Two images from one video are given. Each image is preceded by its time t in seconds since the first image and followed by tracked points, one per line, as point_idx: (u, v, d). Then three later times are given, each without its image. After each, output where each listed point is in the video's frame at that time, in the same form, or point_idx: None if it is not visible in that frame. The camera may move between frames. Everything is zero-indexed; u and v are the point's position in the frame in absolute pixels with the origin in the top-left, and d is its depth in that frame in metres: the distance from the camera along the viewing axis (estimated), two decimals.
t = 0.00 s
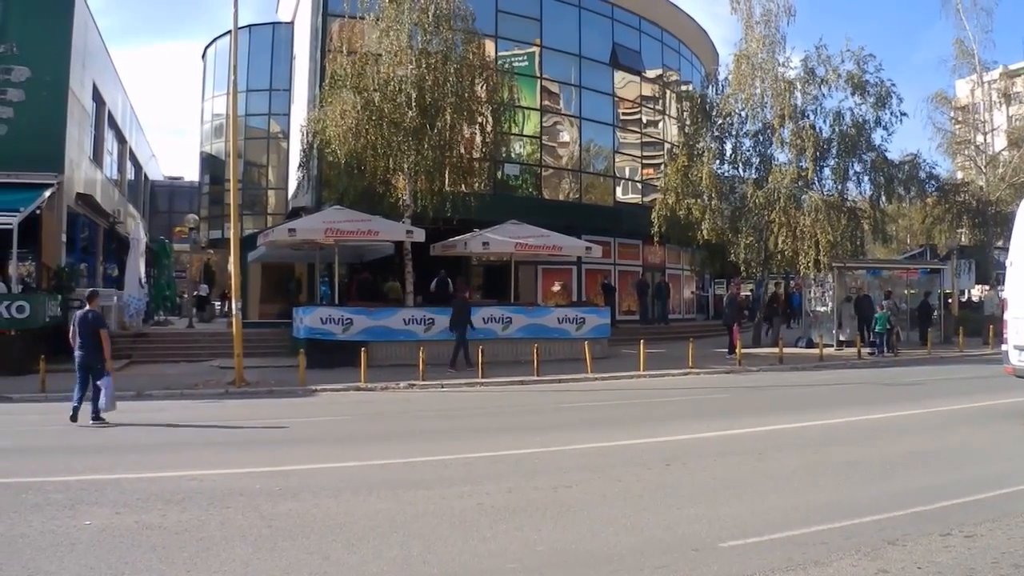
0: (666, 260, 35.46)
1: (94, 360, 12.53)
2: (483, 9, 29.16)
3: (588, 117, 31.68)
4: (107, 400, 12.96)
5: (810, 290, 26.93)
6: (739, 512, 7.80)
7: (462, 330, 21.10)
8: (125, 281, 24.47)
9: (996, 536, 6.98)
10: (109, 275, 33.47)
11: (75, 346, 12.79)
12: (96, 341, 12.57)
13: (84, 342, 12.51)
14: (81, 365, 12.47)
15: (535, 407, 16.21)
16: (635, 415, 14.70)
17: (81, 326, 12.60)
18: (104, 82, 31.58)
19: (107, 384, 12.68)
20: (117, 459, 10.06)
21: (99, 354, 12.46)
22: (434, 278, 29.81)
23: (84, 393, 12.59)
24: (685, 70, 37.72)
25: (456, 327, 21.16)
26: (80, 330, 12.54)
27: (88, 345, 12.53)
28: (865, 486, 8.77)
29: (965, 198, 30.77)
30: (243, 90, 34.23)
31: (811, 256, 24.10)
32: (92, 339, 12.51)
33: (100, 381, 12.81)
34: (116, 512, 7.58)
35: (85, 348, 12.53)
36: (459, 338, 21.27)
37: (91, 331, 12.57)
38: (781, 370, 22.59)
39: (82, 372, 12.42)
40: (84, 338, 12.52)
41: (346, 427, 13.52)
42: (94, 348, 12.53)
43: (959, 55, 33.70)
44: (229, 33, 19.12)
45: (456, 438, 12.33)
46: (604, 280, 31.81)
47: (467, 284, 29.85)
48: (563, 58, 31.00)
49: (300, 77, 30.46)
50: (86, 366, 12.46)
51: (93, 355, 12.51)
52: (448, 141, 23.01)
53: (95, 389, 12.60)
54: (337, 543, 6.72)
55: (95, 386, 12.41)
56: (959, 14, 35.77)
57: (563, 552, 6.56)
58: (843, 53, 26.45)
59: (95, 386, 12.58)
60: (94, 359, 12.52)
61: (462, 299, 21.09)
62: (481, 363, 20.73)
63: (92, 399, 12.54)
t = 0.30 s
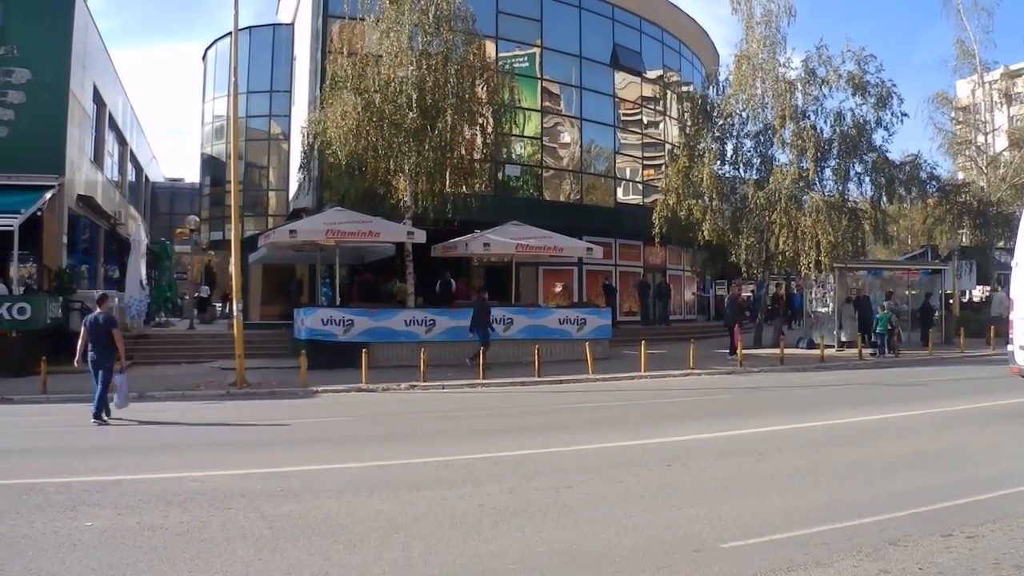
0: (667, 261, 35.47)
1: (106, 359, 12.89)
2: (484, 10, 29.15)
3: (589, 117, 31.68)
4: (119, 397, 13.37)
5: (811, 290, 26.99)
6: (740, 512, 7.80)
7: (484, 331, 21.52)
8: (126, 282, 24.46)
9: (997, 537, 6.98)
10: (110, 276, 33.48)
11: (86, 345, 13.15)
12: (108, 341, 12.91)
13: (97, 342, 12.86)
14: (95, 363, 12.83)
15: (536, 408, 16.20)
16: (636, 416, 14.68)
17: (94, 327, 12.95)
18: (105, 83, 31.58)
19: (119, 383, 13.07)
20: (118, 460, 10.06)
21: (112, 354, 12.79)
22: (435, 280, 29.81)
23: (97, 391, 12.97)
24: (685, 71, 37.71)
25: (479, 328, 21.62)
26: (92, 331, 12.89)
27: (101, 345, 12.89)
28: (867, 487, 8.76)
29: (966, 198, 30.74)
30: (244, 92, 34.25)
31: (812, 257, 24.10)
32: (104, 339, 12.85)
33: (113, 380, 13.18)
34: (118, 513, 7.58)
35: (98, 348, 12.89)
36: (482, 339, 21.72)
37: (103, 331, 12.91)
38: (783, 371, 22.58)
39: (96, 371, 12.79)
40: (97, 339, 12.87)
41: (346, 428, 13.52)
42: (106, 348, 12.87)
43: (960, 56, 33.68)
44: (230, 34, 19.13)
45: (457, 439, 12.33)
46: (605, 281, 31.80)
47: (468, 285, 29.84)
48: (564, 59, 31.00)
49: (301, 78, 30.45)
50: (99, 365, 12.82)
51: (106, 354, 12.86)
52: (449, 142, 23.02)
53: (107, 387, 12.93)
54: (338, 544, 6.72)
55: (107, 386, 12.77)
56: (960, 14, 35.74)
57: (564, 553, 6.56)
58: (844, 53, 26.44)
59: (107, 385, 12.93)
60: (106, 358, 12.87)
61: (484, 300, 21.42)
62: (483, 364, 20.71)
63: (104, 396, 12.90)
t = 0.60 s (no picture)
0: (669, 261, 35.46)
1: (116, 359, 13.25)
2: (485, 10, 29.15)
3: (590, 117, 31.68)
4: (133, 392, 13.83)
5: (813, 291, 27.04)
6: (742, 512, 7.80)
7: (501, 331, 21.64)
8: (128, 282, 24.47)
9: (1000, 537, 6.97)
10: (111, 276, 33.51)
11: (99, 341, 13.58)
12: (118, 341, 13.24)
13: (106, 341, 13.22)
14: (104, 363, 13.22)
15: (537, 408, 16.20)
16: (638, 416, 14.68)
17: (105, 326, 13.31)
18: (106, 83, 31.61)
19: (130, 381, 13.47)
20: (120, 460, 10.07)
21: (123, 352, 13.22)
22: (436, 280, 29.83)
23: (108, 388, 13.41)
24: (687, 71, 37.69)
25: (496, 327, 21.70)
26: (103, 330, 13.29)
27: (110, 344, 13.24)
28: (869, 487, 8.76)
29: (968, 198, 30.75)
30: (246, 92, 34.27)
31: (814, 257, 24.09)
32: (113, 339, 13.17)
33: (124, 376, 13.60)
34: (120, 513, 7.59)
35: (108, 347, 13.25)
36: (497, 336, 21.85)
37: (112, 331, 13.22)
38: (784, 371, 22.58)
39: (104, 371, 13.18)
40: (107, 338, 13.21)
41: (348, 429, 13.52)
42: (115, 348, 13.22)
43: (962, 55, 33.62)
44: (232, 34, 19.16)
45: (459, 439, 12.33)
46: (606, 281, 31.79)
47: (469, 285, 29.85)
48: (565, 60, 30.99)
49: (303, 78, 30.46)
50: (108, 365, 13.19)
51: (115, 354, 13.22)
52: (451, 142, 23.02)
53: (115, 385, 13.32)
54: (342, 544, 6.72)
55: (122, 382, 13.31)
56: (962, 14, 35.67)
57: (567, 553, 6.56)
58: (846, 53, 26.41)
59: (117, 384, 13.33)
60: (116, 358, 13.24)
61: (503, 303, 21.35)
62: (484, 364, 20.72)
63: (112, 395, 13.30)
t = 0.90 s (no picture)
0: (670, 262, 35.46)
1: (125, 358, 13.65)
2: (488, 10, 29.17)
3: (592, 118, 31.69)
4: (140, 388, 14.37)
5: (813, 291, 26.77)
6: (743, 513, 7.81)
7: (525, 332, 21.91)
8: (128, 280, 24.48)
9: (999, 539, 6.97)
10: (112, 275, 33.49)
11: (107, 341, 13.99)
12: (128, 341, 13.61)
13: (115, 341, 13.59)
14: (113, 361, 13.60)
15: (538, 408, 16.21)
16: (638, 417, 14.69)
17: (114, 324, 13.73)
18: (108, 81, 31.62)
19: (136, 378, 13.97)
20: (120, 459, 10.08)
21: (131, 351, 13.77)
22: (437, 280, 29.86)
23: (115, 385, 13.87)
24: (689, 72, 37.70)
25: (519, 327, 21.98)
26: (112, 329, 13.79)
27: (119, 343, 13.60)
28: (869, 488, 8.76)
29: (968, 201, 30.77)
30: (248, 91, 34.29)
31: (815, 259, 24.10)
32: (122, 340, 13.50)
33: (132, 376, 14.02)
34: (120, 512, 7.60)
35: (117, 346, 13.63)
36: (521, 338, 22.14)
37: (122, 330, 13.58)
38: (785, 372, 22.60)
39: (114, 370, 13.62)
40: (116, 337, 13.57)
41: (349, 428, 13.54)
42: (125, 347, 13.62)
43: (963, 58, 33.61)
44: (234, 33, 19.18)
45: (459, 439, 12.34)
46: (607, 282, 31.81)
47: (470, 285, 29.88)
48: (567, 60, 31.00)
49: (305, 77, 30.48)
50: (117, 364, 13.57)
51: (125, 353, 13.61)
52: (453, 141, 23.04)
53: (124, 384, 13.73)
54: (342, 544, 6.73)
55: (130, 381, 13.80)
56: (964, 17, 35.67)
57: (567, 554, 6.56)
58: (848, 55, 26.41)
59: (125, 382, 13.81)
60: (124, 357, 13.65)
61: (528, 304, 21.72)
62: (484, 364, 20.72)
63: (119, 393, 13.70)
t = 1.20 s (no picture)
0: (668, 261, 35.45)
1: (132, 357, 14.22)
2: (484, 10, 29.17)
3: (589, 117, 31.69)
4: (143, 389, 14.92)
5: (812, 290, 27.05)
6: (742, 512, 7.81)
7: (540, 330, 21.73)
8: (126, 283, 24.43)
9: (998, 536, 6.98)
10: (109, 277, 33.44)
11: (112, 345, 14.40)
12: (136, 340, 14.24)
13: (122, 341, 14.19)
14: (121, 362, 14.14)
15: (536, 408, 16.20)
16: (637, 416, 14.69)
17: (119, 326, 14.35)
18: (104, 83, 31.57)
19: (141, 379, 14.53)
20: (118, 462, 10.07)
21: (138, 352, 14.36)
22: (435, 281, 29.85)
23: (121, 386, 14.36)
24: (686, 71, 37.72)
25: (534, 326, 21.81)
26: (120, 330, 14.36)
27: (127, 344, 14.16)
28: (868, 486, 8.77)
29: (966, 198, 30.78)
30: (244, 92, 34.25)
31: (813, 258, 24.15)
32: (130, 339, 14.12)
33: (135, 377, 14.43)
34: (120, 515, 7.60)
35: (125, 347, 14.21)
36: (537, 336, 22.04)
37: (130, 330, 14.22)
38: (783, 370, 22.63)
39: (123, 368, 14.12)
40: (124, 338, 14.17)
41: (347, 429, 13.52)
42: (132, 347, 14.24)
43: (959, 56, 33.64)
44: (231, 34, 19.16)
45: (458, 439, 12.33)
46: (605, 281, 31.83)
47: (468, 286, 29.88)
48: (564, 59, 31.01)
49: (301, 78, 30.44)
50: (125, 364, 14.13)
51: (132, 353, 14.21)
52: (450, 141, 23.02)
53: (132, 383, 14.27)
54: (342, 545, 6.73)
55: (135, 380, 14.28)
56: (959, 15, 35.71)
57: (566, 553, 6.56)
58: (845, 54, 26.42)
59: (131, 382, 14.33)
60: (132, 356, 14.28)
61: (541, 305, 21.58)
62: (483, 365, 20.69)
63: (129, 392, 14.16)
